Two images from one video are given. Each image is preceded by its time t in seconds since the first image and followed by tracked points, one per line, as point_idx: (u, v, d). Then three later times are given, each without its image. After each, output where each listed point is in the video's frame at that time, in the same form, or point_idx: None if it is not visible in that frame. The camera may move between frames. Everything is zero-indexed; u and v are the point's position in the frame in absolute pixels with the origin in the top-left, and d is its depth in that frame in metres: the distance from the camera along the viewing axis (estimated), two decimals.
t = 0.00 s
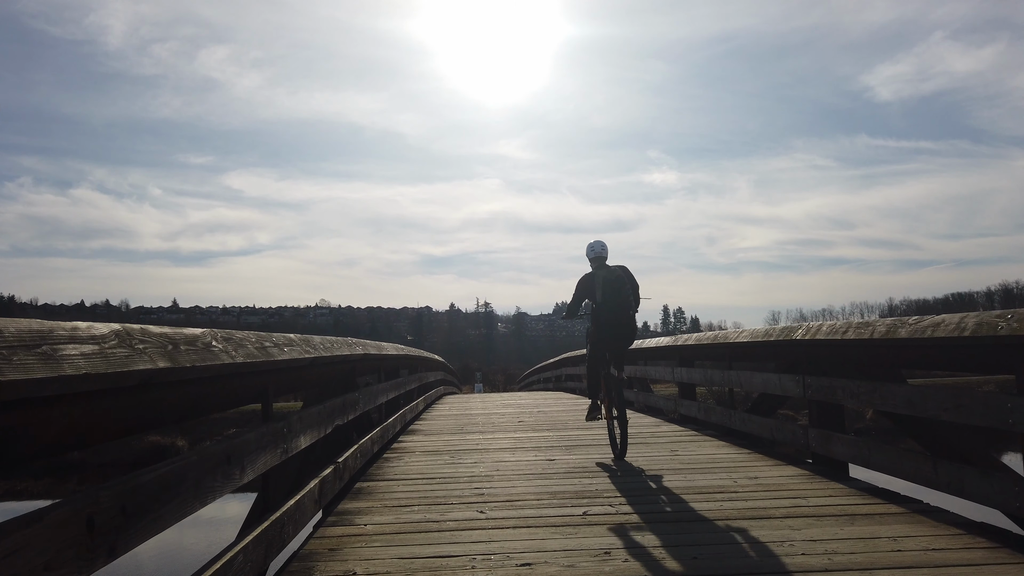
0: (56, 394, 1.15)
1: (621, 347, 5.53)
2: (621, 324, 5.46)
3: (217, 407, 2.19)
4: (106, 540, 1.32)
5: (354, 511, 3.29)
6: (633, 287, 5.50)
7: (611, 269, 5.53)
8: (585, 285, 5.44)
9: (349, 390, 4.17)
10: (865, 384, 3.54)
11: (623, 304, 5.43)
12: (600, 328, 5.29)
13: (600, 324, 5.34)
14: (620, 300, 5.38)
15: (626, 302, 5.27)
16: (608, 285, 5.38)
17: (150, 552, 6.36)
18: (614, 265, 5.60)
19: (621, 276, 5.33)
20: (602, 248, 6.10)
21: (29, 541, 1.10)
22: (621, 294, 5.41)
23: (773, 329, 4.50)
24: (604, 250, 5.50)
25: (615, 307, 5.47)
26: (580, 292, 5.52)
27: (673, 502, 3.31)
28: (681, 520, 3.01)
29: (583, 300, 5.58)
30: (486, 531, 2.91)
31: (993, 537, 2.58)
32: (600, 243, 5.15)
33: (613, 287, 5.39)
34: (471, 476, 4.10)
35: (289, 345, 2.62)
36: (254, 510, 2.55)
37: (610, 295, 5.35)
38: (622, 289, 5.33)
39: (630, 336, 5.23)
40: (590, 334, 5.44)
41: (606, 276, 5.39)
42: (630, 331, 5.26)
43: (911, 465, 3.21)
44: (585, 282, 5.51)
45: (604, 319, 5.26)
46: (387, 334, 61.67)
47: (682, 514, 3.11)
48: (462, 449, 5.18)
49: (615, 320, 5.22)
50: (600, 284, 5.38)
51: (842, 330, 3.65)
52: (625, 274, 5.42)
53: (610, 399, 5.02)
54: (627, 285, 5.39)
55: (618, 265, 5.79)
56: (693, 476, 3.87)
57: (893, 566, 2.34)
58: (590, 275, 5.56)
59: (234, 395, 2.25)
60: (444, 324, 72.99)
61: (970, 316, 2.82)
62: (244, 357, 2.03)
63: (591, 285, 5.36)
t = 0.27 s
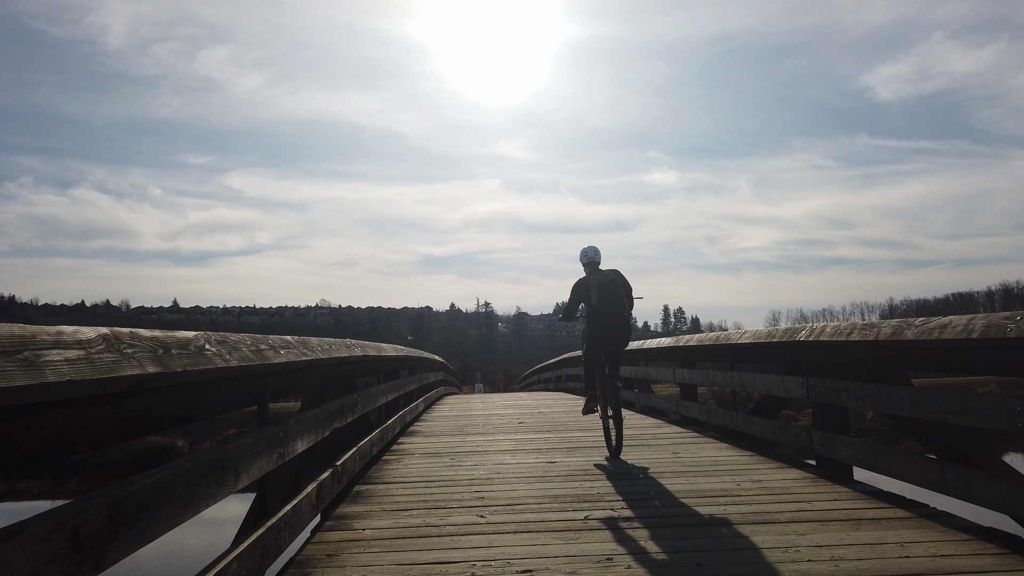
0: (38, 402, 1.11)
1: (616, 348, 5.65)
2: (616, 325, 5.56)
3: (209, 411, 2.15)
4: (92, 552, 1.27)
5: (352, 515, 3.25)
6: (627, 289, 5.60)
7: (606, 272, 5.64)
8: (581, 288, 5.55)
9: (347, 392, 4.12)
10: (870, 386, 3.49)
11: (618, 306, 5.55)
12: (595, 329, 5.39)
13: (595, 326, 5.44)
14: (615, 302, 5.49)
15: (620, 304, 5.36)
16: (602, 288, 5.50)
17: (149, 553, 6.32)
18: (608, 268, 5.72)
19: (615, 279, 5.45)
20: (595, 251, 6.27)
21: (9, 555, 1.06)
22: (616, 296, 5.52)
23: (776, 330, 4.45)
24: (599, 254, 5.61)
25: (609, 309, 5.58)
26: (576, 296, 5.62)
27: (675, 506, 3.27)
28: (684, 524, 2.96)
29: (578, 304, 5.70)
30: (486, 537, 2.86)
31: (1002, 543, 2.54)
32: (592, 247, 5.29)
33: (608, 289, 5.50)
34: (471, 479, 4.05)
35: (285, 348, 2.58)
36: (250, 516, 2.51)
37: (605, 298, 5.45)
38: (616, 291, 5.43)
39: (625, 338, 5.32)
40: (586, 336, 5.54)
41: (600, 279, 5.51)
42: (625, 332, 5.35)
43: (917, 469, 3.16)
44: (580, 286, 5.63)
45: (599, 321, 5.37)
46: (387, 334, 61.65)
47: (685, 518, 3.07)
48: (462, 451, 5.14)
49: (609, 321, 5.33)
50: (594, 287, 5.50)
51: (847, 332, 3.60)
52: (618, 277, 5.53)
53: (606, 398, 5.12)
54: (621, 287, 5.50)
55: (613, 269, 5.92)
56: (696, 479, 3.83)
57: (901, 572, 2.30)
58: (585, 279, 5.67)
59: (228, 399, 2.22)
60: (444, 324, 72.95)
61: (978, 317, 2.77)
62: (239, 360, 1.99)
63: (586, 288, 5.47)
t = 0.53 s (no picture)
0: (21, 408, 1.07)
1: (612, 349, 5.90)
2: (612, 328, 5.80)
3: (204, 415, 2.10)
4: (78, 563, 1.23)
5: (351, 519, 3.20)
6: (622, 294, 5.87)
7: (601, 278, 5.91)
8: (578, 293, 5.81)
9: (347, 394, 4.08)
10: (877, 388, 3.45)
11: (614, 310, 5.80)
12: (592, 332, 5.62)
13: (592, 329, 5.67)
14: (610, 306, 5.75)
15: (616, 308, 5.62)
16: (597, 293, 5.75)
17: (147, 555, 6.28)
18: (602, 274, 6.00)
19: (609, 283, 5.71)
20: (587, 258, 6.69)
21: None
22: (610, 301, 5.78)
23: (780, 332, 4.41)
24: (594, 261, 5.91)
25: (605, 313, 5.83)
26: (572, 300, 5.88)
27: (679, 509, 3.22)
28: (689, 529, 2.92)
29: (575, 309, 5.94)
30: (488, 542, 2.82)
31: (1013, 549, 2.49)
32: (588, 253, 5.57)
33: (603, 294, 5.76)
34: (472, 482, 4.01)
35: (283, 350, 2.54)
36: (246, 521, 2.46)
37: (601, 302, 5.70)
38: (611, 295, 5.69)
39: (621, 339, 5.55)
40: (583, 339, 5.76)
41: (595, 284, 5.78)
42: (621, 334, 5.58)
43: (925, 472, 3.11)
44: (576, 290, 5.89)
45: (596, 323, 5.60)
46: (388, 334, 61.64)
47: (689, 522, 3.02)
48: (462, 453, 5.09)
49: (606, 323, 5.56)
50: (590, 292, 5.75)
51: (852, 333, 3.56)
52: (613, 282, 5.80)
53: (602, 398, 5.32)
54: (615, 292, 5.77)
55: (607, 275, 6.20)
56: (700, 482, 3.78)
57: None
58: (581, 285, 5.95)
59: (224, 402, 2.18)
60: (445, 324, 72.91)
61: (987, 319, 2.73)
62: (234, 363, 1.95)
63: (583, 292, 5.72)
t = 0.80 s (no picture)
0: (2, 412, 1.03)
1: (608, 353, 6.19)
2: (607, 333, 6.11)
3: (200, 419, 2.06)
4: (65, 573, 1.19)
5: (351, 524, 3.16)
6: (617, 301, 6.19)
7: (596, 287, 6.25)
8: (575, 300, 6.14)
9: (347, 397, 4.03)
10: (885, 392, 3.39)
11: (609, 316, 6.12)
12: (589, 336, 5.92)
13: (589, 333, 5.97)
14: (606, 312, 6.07)
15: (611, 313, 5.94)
16: (593, 299, 6.08)
17: (147, 558, 6.25)
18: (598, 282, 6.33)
19: (604, 290, 6.03)
20: (583, 266, 7.06)
21: None
22: (606, 307, 6.10)
23: (785, 335, 4.36)
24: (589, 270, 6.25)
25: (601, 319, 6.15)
26: (570, 307, 6.17)
27: (684, 515, 3.17)
28: (694, 535, 2.86)
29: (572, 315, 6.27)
30: (489, 548, 2.76)
31: None
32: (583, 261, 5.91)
33: (598, 300, 6.09)
34: (474, 487, 3.96)
35: (281, 352, 2.50)
36: (244, 528, 2.41)
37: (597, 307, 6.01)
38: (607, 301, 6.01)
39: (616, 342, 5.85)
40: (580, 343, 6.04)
41: (591, 292, 6.12)
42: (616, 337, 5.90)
43: (935, 478, 3.06)
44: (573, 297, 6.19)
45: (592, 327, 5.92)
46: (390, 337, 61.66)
47: (694, 528, 2.97)
48: (464, 457, 5.05)
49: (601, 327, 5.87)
50: (586, 299, 6.08)
51: (859, 336, 3.51)
52: (608, 289, 6.13)
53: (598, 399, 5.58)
54: (610, 298, 6.10)
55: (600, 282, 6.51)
56: (705, 487, 3.73)
57: None
58: (577, 292, 6.27)
59: (220, 406, 2.14)
60: (447, 327, 72.89)
61: (998, 321, 2.68)
62: (231, 365, 1.91)
63: (579, 299, 6.06)
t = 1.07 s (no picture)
0: None
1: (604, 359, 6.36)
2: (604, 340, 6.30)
3: (195, 423, 2.02)
4: None
5: (351, 531, 3.11)
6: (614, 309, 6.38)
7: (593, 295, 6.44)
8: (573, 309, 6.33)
9: (348, 402, 3.99)
10: (893, 397, 3.34)
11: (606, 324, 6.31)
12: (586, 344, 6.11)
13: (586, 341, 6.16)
14: (603, 320, 6.25)
15: (608, 321, 6.13)
16: (591, 307, 6.26)
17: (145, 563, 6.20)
18: (595, 290, 6.49)
19: (602, 298, 6.20)
20: (580, 275, 7.26)
21: None
22: (602, 315, 6.29)
23: (791, 339, 4.32)
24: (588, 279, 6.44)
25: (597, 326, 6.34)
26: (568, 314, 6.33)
27: (689, 522, 3.12)
28: (700, 542, 2.81)
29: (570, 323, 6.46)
30: (491, 556, 2.71)
31: None
32: (580, 270, 6.09)
33: (595, 309, 6.28)
34: (475, 493, 3.91)
35: (280, 356, 2.46)
36: (241, 535, 2.37)
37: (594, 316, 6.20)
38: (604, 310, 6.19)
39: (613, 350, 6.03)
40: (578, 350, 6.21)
41: (588, 300, 6.28)
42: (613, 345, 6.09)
43: (945, 485, 3.00)
44: (571, 305, 6.35)
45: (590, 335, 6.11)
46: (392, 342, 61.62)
47: (700, 535, 2.91)
48: (466, 462, 4.99)
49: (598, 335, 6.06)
50: (584, 307, 6.27)
51: (867, 340, 3.47)
52: (605, 297, 6.32)
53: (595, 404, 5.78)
54: (608, 307, 6.28)
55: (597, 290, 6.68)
56: (710, 493, 3.68)
57: None
58: (575, 300, 6.43)
59: (216, 410, 2.10)
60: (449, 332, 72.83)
61: (1010, 325, 2.63)
62: (228, 369, 1.87)
63: (577, 308, 6.24)
